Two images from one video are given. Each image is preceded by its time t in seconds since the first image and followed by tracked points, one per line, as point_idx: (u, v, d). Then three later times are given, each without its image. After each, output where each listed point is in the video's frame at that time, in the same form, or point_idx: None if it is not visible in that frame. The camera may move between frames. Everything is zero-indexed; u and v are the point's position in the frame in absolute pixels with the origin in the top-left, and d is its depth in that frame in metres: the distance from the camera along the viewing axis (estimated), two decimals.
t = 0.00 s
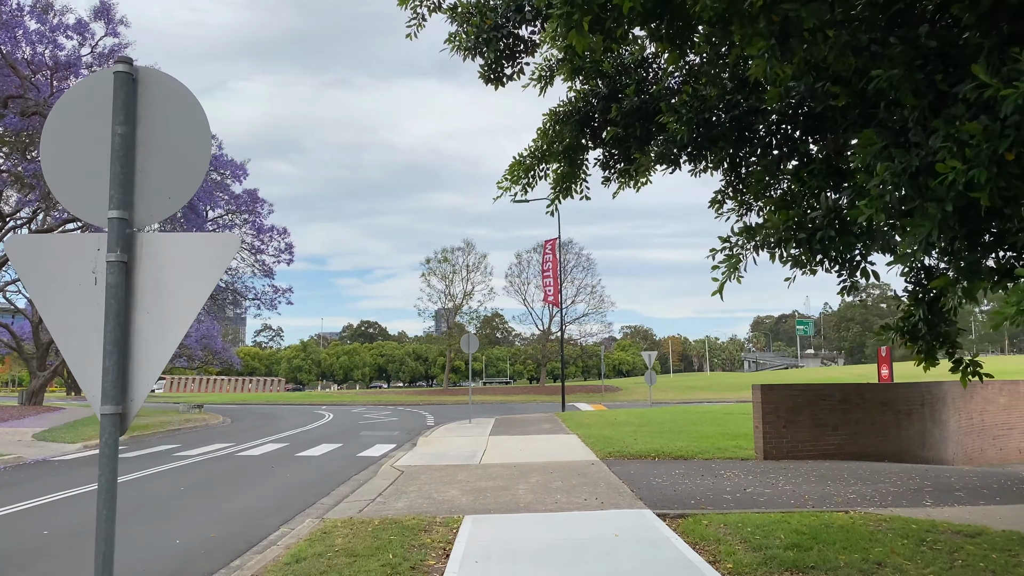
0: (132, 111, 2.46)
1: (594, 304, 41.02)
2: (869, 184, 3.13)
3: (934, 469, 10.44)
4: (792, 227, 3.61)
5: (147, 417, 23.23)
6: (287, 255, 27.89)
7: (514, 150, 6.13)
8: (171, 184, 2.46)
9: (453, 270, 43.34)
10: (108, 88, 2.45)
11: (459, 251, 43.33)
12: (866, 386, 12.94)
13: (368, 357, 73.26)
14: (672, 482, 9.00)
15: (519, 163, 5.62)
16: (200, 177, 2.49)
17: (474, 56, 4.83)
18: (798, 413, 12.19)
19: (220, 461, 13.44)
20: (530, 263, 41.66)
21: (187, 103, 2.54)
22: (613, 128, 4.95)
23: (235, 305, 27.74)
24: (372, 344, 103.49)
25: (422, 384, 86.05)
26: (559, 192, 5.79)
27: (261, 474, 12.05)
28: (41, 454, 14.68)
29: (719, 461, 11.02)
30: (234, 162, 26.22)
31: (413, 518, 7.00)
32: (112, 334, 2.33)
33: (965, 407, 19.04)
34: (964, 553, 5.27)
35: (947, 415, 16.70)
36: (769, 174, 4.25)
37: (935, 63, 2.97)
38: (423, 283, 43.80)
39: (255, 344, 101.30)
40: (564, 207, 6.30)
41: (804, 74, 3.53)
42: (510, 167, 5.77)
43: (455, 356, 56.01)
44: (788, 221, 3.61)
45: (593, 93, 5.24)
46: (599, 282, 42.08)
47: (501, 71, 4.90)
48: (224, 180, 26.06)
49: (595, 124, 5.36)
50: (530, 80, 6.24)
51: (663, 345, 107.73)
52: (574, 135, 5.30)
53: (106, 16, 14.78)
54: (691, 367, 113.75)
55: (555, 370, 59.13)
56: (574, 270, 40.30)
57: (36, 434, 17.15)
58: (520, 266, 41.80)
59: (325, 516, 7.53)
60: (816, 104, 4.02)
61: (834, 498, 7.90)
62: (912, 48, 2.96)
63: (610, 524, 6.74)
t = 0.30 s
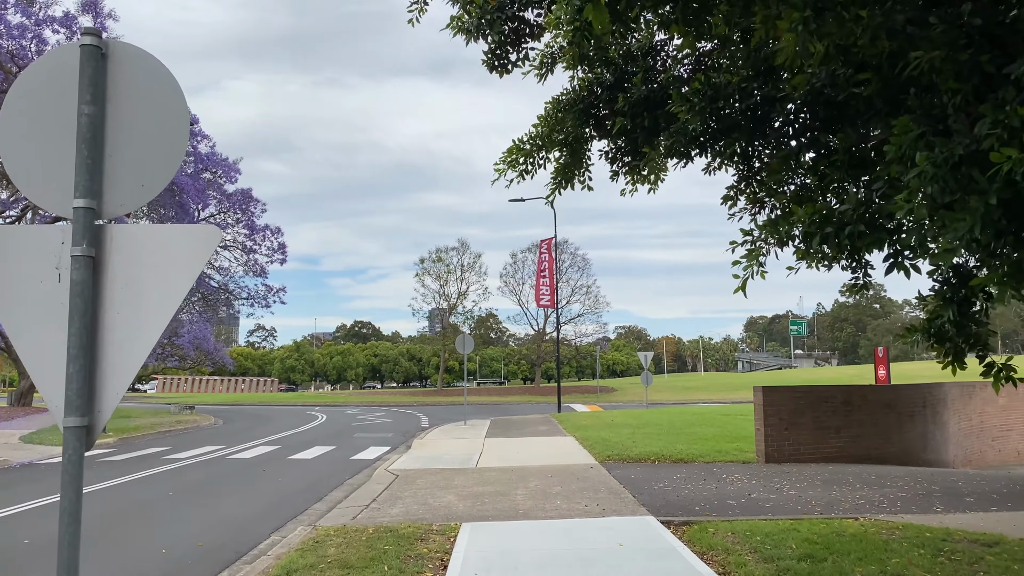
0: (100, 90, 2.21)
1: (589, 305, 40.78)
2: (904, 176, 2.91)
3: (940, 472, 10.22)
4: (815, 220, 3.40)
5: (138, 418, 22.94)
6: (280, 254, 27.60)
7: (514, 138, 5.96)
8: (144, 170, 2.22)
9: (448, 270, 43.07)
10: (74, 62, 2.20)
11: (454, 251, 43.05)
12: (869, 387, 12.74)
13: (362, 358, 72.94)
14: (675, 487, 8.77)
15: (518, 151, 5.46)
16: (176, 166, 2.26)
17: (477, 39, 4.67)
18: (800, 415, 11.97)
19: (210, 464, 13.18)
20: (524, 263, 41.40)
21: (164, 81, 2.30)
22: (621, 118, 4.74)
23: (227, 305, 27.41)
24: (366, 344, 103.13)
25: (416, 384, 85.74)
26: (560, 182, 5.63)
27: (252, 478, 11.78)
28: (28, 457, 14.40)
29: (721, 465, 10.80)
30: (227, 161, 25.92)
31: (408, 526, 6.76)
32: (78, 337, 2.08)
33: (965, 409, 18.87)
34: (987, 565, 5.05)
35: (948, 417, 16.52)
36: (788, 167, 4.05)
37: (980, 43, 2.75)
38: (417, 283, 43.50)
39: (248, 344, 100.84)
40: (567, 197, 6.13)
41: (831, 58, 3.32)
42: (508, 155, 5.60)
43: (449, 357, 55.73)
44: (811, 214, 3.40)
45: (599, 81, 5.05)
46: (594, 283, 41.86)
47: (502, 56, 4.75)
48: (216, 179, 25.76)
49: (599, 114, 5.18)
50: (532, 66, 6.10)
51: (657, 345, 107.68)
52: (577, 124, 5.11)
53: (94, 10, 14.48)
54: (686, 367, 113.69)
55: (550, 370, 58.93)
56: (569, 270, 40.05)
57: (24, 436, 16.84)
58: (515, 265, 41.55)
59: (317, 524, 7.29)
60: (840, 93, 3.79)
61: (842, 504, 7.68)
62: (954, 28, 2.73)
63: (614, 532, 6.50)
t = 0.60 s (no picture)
0: (53, 49, 1.97)
1: (583, 304, 40.57)
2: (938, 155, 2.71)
3: (945, 474, 10.03)
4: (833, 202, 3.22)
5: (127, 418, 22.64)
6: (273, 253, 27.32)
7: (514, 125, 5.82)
8: (102, 140, 2.00)
9: (441, 270, 42.82)
10: (24, 18, 1.96)
11: (447, 250, 42.81)
12: (869, 387, 12.56)
13: (355, 358, 72.67)
14: (675, 489, 8.55)
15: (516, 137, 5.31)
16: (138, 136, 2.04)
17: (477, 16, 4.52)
18: (801, 415, 11.77)
19: (199, 465, 12.91)
20: (518, 262, 41.16)
21: (124, 42, 2.07)
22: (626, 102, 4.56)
23: (218, 305, 27.09)
24: (359, 344, 102.70)
25: (409, 384, 85.45)
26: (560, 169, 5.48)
27: (241, 480, 11.50)
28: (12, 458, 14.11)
29: (720, 466, 10.59)
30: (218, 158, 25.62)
31: (401, 531, 6.51)
32: (29, 325, 1.84)
33: (963, 408, 18.75)
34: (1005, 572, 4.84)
35: (947, 417, 16.36)
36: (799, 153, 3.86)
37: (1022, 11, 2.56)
38: (411, 283, 43.22)
39: (240, 343, 100.35)
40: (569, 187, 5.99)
41: (853, 30, 3.13)
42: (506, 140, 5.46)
43: (442, 356, 55.46)
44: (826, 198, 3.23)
45: (603, 64, 4.87)
46: (589, 282, 41.65)
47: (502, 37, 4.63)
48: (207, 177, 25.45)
49: (600, 100, 5.03)
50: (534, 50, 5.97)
51: (651, 345, 107.65)
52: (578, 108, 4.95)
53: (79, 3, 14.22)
54: (679, 367, 113.66)
55: (544, 370, 58.76)
56: (564, 269, 39.84)
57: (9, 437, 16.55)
58: (509, 265, 41.34)
59: (306, 528, 7.05)
60: (860, 73, 3.60)
61: (847, 506, 7.48)
62: None
63: (614, 536, 6.28)
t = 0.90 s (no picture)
0: None
1: (577, 304, 40.36)
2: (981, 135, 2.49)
3: (948, 477, 9.83)
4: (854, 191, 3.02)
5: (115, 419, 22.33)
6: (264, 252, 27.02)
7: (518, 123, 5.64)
8: (45, 114, 1.80)
9: (435, 269, 42.55)
10: None
11: (441, 249, 42.54)
12: (870, 388, 12.35)
13: (347, 357, 72.33)
14: (674, 493, 8.31)
15: (519, 134, 5.12)
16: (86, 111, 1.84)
17: None
18: (800, 417, 11.56)
19: (186, 469, 12.62)
20: (512, 262, 40.91)
21: (74, 8, 1.83)
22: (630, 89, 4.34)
23: (209, 304, 26.77)
24: (352, 343, 102.32)
25: (402, 385, 85.15)
26: (566, 168, 5.30)
27: (228, 484, 11.22)
28: None
29: (719, 469, 10.37)
30: (209, 156, 25.30)
31: (391, 539, 6.26)
32: None
33: (961, 409, 18.60)
34: None
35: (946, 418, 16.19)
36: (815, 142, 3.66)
37: None
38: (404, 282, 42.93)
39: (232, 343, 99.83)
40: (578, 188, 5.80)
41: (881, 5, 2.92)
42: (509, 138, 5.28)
43: (436, 356, 55.17)
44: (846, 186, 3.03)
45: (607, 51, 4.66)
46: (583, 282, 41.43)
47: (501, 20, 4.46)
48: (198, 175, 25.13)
49: (604, 92, 4.85)
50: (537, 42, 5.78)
51: (644, 344, 107.59)
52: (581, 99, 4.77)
53: None
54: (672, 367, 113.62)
55: (537, 370, 58.55)
56: (557, 269, 39.59)
57: None
58: (503, 264, 41.09)
59: (292, 536, 6.78)
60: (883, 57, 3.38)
61: (853, 512, 7.25)
62: None
63: (614, 544, 6.04)
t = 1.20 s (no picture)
0: None
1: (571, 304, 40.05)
2: None
3: (953, 478, 9.63)
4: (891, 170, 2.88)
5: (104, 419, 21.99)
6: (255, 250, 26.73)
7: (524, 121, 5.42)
8: None
9: (427, 268, 42.25)
10: None
11: (433, 248, 42.25)
12: (870, 388, 12.16)
13: (339, 357, 71.86)
14: (674, 495, 8.09)
15: (525, 132, 4.90)
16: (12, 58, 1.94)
17: None
18: (800, 417, 11.36)
19: (172, 470, 12.34)
20: (505, 261, 40.66)
21: None
22: (640, 74, 4.12)
23: (200, 303, 26.45)
24: (344, 343, 101.95)
25: (394, 385, 84.67)
26: (577, 166, 5.07)
27: (217, 485, 10.94)
28: None
29: (719, 470, 10.15)
30: (199, 152, 24.99)
31: (384, 543, 6.01)
32: None
33: (958, 408, 18.46)
34: None
35: (944, 417, 16.02)
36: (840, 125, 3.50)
37: None
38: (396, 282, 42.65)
39: (224, 343, 99.29)
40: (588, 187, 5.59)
41: None
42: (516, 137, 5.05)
43: (428, 356, 54.90)
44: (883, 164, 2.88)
45: (613, 36, 4.45)
46: (577, 282, 41.23)
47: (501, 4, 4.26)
48: (188, 172, 24.83)
49: (613, 80, 4.62)
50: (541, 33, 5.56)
51: (637, 344, 107.46)
52: (589, 88, 4.55)
53: None
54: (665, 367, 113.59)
55: (529, 369, 58.28)
56: (551, 268, 39.29)
57: None
58: (496, 264, 40.83)
59: (280, 540, 6.51)
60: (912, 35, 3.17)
61: (859, 515, 7.05)
62: None
63: (616, 548, 5.82)
